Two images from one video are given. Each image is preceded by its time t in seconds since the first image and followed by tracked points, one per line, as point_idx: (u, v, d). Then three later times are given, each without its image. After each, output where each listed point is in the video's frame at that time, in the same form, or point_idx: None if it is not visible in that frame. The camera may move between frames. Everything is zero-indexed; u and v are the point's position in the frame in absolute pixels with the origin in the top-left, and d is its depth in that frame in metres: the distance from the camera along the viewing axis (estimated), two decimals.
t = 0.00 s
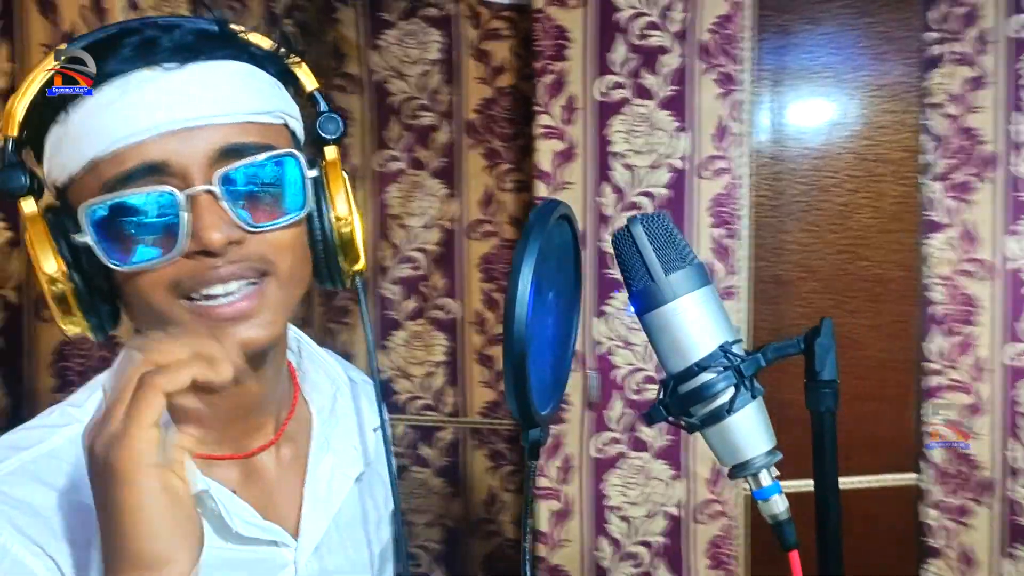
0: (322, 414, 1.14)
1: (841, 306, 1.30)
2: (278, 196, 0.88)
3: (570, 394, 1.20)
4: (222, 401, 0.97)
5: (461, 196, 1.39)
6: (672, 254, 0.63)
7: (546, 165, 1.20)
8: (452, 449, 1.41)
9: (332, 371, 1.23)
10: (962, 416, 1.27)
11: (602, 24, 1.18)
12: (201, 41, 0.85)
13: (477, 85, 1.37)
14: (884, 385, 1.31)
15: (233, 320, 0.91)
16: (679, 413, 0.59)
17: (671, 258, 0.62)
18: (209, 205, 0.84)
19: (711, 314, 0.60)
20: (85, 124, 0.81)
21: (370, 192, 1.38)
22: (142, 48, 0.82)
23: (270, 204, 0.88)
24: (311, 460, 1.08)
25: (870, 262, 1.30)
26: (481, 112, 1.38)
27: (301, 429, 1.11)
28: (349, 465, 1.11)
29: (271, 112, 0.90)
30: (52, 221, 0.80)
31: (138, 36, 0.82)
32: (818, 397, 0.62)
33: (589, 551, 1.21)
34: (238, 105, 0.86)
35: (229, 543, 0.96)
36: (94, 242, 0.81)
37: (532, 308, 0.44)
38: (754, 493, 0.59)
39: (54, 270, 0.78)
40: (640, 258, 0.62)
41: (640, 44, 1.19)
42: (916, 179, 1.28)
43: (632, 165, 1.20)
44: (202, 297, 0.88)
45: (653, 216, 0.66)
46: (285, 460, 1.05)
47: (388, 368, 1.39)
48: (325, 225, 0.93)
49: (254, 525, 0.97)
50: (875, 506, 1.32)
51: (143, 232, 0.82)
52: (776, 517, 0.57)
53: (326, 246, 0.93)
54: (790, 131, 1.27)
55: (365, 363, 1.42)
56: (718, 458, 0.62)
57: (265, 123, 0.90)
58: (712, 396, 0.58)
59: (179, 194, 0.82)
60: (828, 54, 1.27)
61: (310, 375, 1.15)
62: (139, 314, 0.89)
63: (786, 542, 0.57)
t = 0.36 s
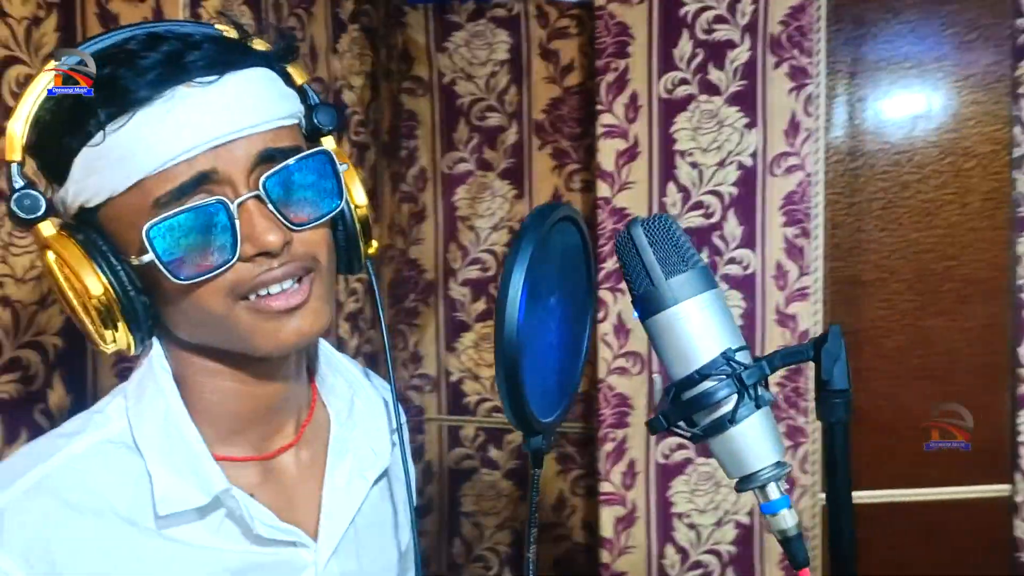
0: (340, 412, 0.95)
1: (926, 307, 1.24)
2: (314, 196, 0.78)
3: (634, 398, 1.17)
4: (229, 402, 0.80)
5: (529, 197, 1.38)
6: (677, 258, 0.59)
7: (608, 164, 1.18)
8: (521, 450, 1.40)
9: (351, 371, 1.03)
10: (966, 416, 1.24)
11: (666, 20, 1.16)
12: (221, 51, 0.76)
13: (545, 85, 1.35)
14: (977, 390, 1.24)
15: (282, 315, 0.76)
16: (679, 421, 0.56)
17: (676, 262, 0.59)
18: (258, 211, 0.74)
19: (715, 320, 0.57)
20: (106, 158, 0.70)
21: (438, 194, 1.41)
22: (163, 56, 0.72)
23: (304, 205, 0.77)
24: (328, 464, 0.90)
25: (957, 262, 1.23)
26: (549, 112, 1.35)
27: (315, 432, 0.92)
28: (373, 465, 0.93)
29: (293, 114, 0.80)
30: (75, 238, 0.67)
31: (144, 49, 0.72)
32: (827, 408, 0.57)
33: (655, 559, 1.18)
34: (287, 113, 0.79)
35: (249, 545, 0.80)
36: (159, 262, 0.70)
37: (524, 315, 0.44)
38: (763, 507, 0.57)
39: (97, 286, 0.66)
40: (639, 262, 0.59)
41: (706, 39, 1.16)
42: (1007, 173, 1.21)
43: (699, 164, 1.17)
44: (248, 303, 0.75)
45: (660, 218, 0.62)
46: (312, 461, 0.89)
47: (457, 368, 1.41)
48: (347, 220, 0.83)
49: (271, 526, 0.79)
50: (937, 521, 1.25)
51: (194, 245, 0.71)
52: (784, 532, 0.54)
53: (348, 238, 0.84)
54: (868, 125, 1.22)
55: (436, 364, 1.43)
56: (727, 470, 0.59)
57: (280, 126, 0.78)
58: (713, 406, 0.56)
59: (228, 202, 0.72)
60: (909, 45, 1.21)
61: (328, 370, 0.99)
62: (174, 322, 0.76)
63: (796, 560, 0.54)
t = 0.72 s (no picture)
0: (373, 404, 0.93)
1: (1004, 292, 1.19)
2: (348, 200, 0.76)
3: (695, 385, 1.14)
4: (256, 395, 0.79)
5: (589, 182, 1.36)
6: (702, 235, 0.59)
7: (667, 148, 1.16)
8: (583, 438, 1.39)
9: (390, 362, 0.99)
10: (967, 417, 1.20)
11: None
12: (296, 36, 0.75)
13: (606, 69, 1.33)
14: None
15: (282, 309, 0.73)
16: (704, 404, 0.56)
17: (702, 240, 0.58)
18: (284, 202, 0.72)
19: (743, 301, 0.56)
20: (150, 113, 0.71)
21: (499, 181, 1.40)
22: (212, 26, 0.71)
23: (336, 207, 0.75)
24: (355, 453, 0.87)
25: None
26: (609, 96, 1.34)
27: (345, 422, 0.89)
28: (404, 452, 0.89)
29: (354, 117, 0.78)
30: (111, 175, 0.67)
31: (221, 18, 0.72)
32: (862, 389, 0.56)
33: (718, 549, 1.16)
34: (346, 113, 0.77)
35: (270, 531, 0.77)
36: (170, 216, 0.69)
37: (543, 301, 0.45)
38: (794, 493, 0.56)
39: (118, 229, 0.66)
40: (664, 240, 0.58)
41: (768, 17, 1.12)
42: None
43: (761, 146, 1.14)
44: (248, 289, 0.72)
45: (687, 195, 0.62)
46: (339, 447, 0.87)
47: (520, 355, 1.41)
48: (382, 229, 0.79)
49: (289, 511, 0.77)
50: (1007, 515, 1.21)
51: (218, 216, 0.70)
52: (817, 520, 0.53)
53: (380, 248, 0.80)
54: (942, 103, 1.17)
55: (498, 351, 1.43)
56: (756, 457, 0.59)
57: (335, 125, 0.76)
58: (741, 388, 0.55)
59: (253, 179, 0.70)
60: (986, 18, 1.16)
61: (365, 364, 0.96)
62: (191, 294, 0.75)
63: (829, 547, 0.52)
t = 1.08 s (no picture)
0: (403, 379, 0.89)
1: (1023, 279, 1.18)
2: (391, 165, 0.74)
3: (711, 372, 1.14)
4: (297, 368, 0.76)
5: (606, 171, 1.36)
6: (710, 213, 0.59)
7: (682, 136, 1.16)
8: (600, 427, 1.39)
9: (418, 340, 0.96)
10: (965, 418, 1.20)
11: None
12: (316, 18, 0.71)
13: (622, 58, 1.33)
14: None
15: (342, 281, 0.71)
16: (712, 380, 0.56)
17: (710, 218, 0.59)
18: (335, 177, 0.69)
19: (751, 278, 0.57)
20: (180, 111, 0.68)
21: (515, 171, 1.40)
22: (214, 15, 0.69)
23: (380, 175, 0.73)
24: (387, 431, 0.83)
25: None
26: (626, 85, 1.34)
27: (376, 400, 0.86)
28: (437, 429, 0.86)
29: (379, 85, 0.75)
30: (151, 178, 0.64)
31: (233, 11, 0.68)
32: (869, 367, 0.56)
33: (734, 536, 1.16)
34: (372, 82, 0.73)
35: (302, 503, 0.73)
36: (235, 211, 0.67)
37: (550, 277, 0.46)
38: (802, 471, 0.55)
39: (174, 228, 0.64)
40: (672, 219, 0.59)
41: (784, 4, 1.12)
42: None
43: (777, 134, 1.14)
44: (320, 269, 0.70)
45: (695, 174, 0.62)
46: (370, 423, 0.83)
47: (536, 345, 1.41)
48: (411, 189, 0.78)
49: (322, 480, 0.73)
50: None
51: (277, 197, 0.67)
52: (823, 496, 0.53)
53: (416, 212, 0.79)
54: (960, 89, 1.17)
55: (514, 340, 1.43)
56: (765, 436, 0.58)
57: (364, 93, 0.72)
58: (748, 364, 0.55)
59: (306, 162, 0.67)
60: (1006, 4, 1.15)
61: (396, 341, 0.93)
62: (243, 277, 0.73)
63: (836, 524, 0.52)
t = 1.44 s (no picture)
0: (398, 384, 0.90)
1: (1006, 285, 1.20)
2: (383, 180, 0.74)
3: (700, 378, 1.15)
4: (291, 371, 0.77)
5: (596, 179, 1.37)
6: (697, 218, 0.60)
7: (672, 144, 1.18)
8: (590, 433, 1.40)
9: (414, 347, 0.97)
10: (965, 417, 1.21)
11: None
12: (332, 22, 0.74)
13: (612, 67, 1.35)
14: None
15: (312, 283, 0.71)
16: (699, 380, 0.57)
17: (697, 223, 0.60)
18: (321, 180, 0.70)
19: (739, 281, 0.58)
20: (189, 97, 0.70)
21: (506, 178, 1.41)
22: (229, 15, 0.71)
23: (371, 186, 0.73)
24: (380, 433, 0.84)
25: None
26: (615, 94, 1.35)
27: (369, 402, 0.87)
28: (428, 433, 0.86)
29: (386, 101, 0.77)
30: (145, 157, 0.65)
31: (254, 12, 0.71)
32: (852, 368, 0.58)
33: (723, 541, 1.17)
34: (376, 94, 0.75)
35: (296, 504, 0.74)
36: (212, 197, 0.68)
37: (543, 277, 0.46)
38: (787, 468, 0.56)
39: (159, 210, 0.65)
40: (660, 224, 0.60)
41: (771, 14, 1.14)
42: None
43: (765, 142, 1.15)
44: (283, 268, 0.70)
45: (682, 179, 0.63)
46: (363, 426, 0.84)
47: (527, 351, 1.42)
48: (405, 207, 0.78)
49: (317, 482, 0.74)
50: (1017, 510, 1.21)
51: (259, 195, 0.68)
52: (809, 493, 0.54)
53: (406, 226, 0.78)
54: (944, 99, 1.18)
55: (505, 346, 1.44)
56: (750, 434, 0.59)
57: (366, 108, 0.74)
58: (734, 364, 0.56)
59: (293, 161, 0.68)
60: (988, 15, 1.17)
61: (390, 344, 0.94)
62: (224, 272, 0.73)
63: (821, 519, 0.53)
